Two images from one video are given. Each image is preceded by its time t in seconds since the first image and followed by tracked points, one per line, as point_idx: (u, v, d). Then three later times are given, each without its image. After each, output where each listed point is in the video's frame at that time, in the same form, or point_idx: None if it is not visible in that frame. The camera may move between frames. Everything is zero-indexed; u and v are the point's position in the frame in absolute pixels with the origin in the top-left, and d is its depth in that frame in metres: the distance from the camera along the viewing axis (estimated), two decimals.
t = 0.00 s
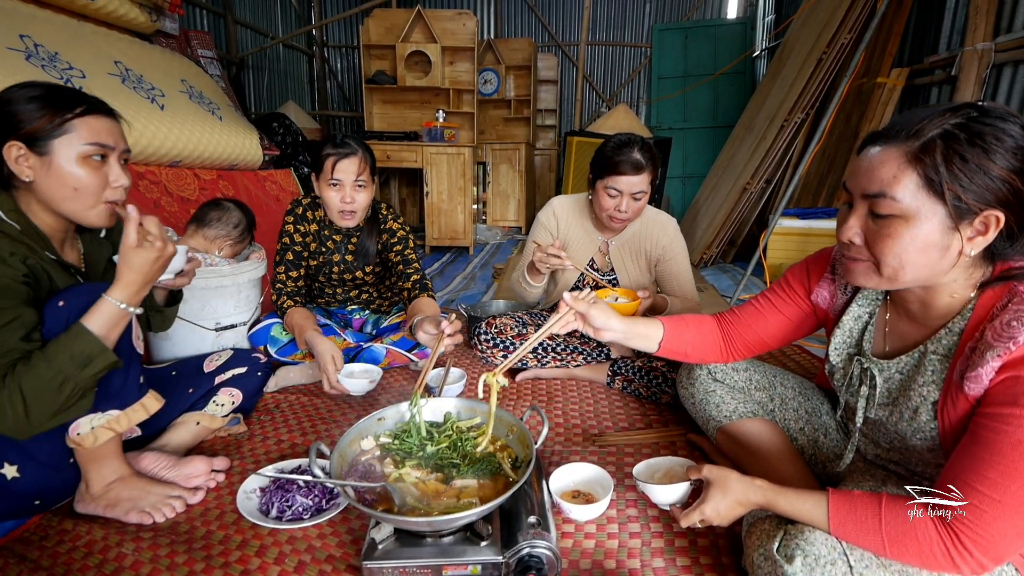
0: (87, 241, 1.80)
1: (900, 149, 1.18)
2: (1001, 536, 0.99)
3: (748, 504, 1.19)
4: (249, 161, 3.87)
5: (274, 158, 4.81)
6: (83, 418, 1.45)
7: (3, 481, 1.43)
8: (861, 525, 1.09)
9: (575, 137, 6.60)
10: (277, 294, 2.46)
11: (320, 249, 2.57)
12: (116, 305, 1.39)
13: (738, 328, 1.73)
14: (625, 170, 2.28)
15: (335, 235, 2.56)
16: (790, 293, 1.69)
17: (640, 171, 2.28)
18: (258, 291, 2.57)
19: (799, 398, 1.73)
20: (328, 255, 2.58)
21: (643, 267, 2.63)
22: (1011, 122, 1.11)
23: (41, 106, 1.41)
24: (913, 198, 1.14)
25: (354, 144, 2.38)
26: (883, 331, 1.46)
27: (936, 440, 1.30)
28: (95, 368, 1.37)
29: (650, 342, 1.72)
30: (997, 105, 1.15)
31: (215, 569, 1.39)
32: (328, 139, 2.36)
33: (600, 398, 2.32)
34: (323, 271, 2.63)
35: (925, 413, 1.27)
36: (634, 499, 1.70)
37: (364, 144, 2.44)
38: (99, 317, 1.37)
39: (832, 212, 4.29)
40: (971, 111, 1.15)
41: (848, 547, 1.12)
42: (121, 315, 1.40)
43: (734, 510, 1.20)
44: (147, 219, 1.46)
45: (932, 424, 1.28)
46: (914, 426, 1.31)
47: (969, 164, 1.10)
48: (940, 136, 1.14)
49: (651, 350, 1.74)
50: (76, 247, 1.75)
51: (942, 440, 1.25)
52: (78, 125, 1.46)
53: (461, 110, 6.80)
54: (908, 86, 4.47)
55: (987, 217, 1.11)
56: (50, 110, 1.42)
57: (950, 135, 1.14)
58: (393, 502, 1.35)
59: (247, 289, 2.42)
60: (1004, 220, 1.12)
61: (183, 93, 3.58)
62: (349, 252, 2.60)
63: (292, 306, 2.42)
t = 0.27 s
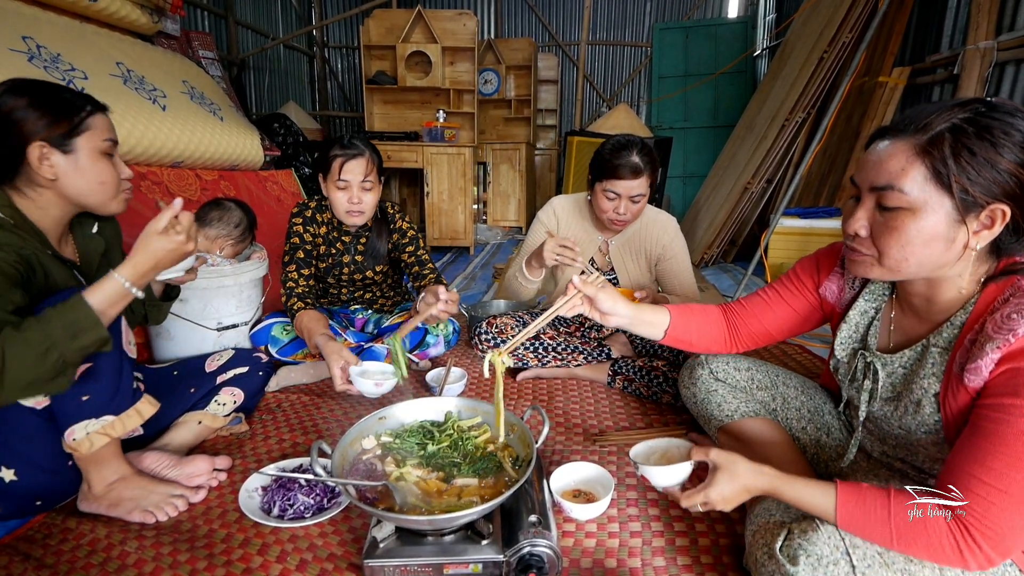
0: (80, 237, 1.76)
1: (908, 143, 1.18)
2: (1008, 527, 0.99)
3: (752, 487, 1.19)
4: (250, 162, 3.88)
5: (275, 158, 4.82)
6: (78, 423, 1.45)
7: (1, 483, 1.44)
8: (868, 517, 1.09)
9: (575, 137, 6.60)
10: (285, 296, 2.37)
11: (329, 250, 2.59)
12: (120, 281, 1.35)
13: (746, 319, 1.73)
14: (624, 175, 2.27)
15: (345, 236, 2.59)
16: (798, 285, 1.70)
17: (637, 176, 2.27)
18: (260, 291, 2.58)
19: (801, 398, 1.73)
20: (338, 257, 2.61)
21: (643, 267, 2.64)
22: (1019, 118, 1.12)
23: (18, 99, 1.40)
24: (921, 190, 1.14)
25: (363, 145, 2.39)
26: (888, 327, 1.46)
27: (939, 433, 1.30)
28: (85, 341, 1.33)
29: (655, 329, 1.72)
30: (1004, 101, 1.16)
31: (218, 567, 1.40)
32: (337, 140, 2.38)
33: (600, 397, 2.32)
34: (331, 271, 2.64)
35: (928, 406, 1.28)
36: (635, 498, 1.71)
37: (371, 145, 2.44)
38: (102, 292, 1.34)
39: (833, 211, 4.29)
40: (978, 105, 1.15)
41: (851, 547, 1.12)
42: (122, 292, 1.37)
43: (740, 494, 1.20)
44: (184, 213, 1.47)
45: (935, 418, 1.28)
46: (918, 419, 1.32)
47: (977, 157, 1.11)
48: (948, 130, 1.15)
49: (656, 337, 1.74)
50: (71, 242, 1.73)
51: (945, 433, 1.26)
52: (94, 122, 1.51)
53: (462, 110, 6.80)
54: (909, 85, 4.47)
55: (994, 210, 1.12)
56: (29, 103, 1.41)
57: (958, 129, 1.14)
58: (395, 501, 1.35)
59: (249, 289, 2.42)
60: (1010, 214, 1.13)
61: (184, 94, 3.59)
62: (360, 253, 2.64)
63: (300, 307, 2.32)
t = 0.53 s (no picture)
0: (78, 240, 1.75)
1: (906, 138, 1.19)
2: (975, 501, 1.00)
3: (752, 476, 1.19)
4: (252, 163, 3.89)
5: (276, 159, 4.83)
6: (65, 438, 1.45)
7: None
8: (836, 487, 1.09)
9: (576, 137, 6.61)
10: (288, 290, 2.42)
11: (332, 245, 2.59)
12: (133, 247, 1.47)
13: (751, 312, 1.73)
14: (623, 177, 2.27)
15: (349, 230, 2.60)
16: (804, 279, 1.70)
17: (637, 177, 2.27)
18: (262, 292, 2.58)
19: (804, 396, 1.74)
20: (342, 252, 2.62)
21: (645, 266, 2.64)
22: (1010, 113, 1.13)
23: (33, 110, 1.39)
24: (921, 184, 1.14)
25: (362, 140, 2.39)
26: (889, 320, 1.47)
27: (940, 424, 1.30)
28: (91, 293, 1.40)
29: (663, 321, 1.72)
30: (996, 97, 1.17)
31: (222, 568, 1.40)
32: (336, 136, 2.37)
33: (603, 397, 2.32)
34: (335, 267, 2.65)
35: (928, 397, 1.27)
36: (638, 498, 1.71)
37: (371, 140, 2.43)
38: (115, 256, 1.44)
39: (835, 209, 4.28)
40: (971, 101, 1.16)
41: (857, 543, 1.12)
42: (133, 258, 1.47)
43: (710, 476, 1.19)
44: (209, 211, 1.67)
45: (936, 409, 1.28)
46: (917, 410, 1.32)
47: (974, 150, 1.11)
48: (945, 125, 1.15)
49: (663, 329, 1.74)
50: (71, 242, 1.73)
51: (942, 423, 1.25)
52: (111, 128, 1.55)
53: (463, 110, 6.80)
54: (910, 83, 4.47)
55: (991, 202, 1.12)
56: (45, 113, 1.40)
57: (954, 124, 1.14)
58: (399, 501, 1.34)
59: (251, 289, 2.42)
60: (1007, 206, 1.13)
61: (186, 96, 3.59)
62: (364, 247, 2.65)
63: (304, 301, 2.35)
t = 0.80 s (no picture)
0: (80, 241, 1.75)
1: (902, 135, 1.19)
2: (931, 474, 1.02)
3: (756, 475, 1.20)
4: (253, 164, 3.89)
5: (277, 159, 4.83)
6: (66, 439, 1.45)
7: None
8: (792, 474, 1.10)
9: (576, 136, 6.61)
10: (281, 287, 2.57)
11: (329, 241, 2.61)
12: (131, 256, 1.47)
13: (753, 312, 1.73)
14: (622, 179, 2.27)
15: (347, 225, 2.60)
16: (804, 277, 1.70)
17: (635, 179, 2.27)
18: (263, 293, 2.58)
19: (806, 394, 1.74)
20: (341, 246, 2.63)
21: (646, 266, 2.64)
22: (1004, 109, 1.14)
23: (22, 110, 1.38)
24: (918, 179, 1.14)
25: (358, 137, 2.38)
26: (888, 316, 1.47)
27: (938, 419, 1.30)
28: (89, 301, 1.40)
29: (666, 326, 1.72)
30: (988, 95, 1.17)
31: (225, 568, 1.40)
32: (334, 133, 2.37)
33: (604, 397, 2.32)
34: (333, 262, 2.65)
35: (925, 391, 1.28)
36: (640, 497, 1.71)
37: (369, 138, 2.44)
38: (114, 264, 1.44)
39: (835, 208, 4.28)
40: (964, 99, 1.17)
41: (860, 541, 1.12)
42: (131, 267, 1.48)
43: (676, 480, 1.22)
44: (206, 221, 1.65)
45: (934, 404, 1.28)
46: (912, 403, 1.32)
47: (969, 146, 1.11)
48: (940, 122, 1.16)
49: (668, 335, 1.74)
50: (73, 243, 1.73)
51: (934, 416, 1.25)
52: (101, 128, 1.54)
53: (463, 110, 6.80)
54: (910, 81, 4.47)
55: (987, 196, 1.12)
56: (33, 113, 1.40)
57: (950, 120, 1.15)
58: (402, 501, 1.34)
59: (252, 290, 2.42)
60: (1003, 199, 1.13)
61: (186, 97, 3.59)
62: (364, 241, 2.65)
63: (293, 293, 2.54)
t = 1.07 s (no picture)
0: (82, 244, 1.75)
1: (891, 136, 1.18)
2: (922, 469, 1.01)
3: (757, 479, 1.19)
4: (253, 165, 3.89)
5: (277, 161, 4.83)
6: (68, 441, 1.45)
7: None
8: (785, 472, 1.10)
9: (576, 136, 6.61)
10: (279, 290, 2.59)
11: (323, 242, 2.62)
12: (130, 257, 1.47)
13: (754, 309, 1.73)
14: (621, 178, 2.27)
15: (341, 225, 2.61)
16: (803, 273, 1.70)
17: (634, 178, 2.27)
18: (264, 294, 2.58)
19: (806, 394, 1.73)
20: (335, 246, 2.63)
21: (646, 266, 2.63)
22: (992, 109, 1.14)
23: (12, 111, 1.39)
24: (908, 179, 1.14)
25: (352, 139, 2.38)
26: (883, 313, 1.47)
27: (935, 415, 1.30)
28: (90, 302, 1.40)
29: (670, 325, 1.73)
30: (976, 94, 1.17)
31: (227, 570, 1.40)
32: (328, 134, 2.38)
33: (605, 398, 2.31)
34: (328, 263, 2.65)
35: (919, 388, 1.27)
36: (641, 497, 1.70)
37: (362, 138, 2.44)
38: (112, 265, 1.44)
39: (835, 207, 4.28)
40: (952, 99, 1.17)
41: (862, 540, 1.11)
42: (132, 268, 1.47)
43: (672, 484, 1.22)
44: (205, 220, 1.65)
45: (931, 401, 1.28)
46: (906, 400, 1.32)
47: (957, 145, 1.11)
48: (928, 122, 1.15)
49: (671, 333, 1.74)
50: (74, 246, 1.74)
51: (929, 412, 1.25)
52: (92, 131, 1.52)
53: (463, 110, 6.81)
54: (910, 79, 4.47)
55: (977, 194, 1.11)
56: (23, 115, 1.40)
57: (937, 120, 1.14)
58: (402, 502, 1.35)
59: (253, 292, 2.41)
60: (993, 196, 1.12)
61: (187, 99, 3.59)
62: (358, 239, 2.65)
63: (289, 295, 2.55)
